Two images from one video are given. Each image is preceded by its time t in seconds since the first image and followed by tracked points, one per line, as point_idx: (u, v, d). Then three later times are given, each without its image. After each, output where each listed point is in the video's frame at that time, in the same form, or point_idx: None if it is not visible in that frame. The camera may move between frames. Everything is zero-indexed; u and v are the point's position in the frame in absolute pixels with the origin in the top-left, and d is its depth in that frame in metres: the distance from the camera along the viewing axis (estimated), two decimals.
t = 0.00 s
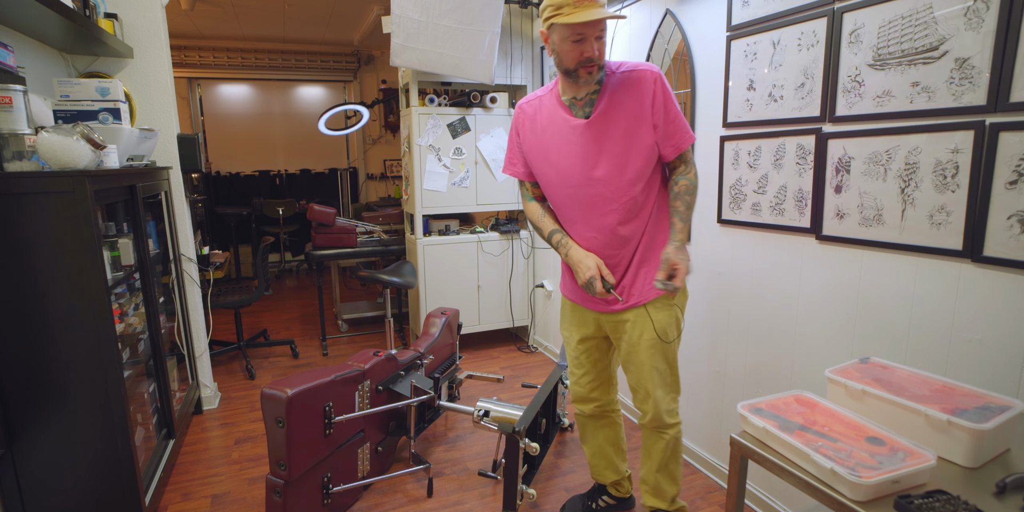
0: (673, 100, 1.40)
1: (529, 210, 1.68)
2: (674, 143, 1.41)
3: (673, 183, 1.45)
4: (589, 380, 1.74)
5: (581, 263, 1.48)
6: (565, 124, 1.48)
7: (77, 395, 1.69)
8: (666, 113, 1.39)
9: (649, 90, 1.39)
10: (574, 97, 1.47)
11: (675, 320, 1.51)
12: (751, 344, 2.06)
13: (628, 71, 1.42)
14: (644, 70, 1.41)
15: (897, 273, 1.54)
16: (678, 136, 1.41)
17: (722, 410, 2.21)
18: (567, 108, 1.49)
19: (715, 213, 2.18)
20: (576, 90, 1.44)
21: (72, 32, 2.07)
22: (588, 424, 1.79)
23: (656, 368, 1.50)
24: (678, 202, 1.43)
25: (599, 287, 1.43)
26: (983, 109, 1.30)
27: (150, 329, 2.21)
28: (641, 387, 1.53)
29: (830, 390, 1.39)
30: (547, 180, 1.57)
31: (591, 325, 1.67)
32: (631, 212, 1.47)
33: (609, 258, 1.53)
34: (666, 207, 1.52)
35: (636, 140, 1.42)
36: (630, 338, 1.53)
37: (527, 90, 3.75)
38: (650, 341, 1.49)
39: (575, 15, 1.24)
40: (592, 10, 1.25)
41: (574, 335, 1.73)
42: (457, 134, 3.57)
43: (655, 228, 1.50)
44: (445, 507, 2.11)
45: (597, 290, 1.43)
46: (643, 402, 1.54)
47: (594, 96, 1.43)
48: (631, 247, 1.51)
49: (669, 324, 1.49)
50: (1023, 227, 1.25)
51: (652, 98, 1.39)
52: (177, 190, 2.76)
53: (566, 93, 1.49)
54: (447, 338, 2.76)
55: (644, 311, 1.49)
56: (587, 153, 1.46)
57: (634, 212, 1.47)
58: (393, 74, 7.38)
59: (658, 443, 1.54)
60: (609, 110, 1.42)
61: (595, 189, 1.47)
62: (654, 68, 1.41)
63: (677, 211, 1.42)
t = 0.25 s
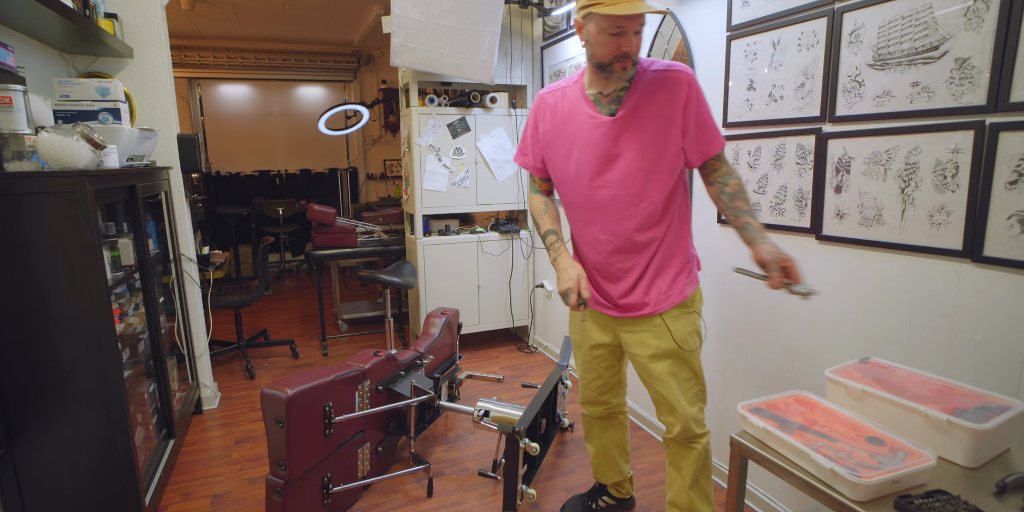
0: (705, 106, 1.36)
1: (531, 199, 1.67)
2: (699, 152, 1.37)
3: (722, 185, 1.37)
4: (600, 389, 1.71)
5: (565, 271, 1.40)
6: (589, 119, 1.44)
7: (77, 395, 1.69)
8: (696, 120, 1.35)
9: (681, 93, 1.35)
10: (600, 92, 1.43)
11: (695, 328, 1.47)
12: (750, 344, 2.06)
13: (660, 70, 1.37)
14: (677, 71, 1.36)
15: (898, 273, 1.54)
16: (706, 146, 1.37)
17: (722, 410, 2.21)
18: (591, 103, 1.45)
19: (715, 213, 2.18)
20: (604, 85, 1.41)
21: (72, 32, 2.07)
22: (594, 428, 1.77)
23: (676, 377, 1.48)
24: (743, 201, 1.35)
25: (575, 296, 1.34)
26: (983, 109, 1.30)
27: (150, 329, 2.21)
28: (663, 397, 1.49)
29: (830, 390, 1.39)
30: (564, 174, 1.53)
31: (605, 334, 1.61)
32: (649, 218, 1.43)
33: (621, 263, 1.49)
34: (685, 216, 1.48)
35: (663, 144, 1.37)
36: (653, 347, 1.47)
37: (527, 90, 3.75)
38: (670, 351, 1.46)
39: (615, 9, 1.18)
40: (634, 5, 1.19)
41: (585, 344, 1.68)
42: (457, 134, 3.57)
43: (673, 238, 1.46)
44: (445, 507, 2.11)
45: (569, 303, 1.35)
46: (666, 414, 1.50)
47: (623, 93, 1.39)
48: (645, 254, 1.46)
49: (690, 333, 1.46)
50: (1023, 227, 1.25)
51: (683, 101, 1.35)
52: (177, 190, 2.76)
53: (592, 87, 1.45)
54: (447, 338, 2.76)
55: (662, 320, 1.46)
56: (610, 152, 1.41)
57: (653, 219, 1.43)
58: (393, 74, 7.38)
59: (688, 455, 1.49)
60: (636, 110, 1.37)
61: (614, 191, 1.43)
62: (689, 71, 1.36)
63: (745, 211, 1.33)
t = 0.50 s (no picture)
0: (768, 116, 1.28)
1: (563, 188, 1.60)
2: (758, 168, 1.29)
3: (796, 202, 1.25)
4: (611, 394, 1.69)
5: (575, 272, 1.36)
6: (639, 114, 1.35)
7: (77, 394, 1.69)
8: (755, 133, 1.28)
9: (743, 102, 1.28)
10: (655, 86, 1.35)
11: (719, 346, 1.43)
12: (750, 344, 2.06)
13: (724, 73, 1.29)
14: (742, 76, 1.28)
15: (898, 273, 1.54)
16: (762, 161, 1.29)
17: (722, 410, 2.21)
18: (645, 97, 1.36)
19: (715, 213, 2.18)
20: (662, 79, 1.32)
21: (72, 32, 2.08)
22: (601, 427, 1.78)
23: (696, 397, 1.43)
24: (824, 220, 1.22)
25: (576, 298, 1.29)
26: (983, 109, 1.30)
27: (150, 329, 2.21)
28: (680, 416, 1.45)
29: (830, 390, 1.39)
30: (606, 168, 1.45)
31: (624, 343, 1.57)
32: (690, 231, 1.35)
33: (652, 275, 1.41)
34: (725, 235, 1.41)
35: (717, 153, 1.30)
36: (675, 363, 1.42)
37: (527, 90, 3.75)
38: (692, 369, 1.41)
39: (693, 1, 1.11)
40: None
41: (602, 351, 1.64)
42: (457, 134, 3.57)
43: (711, 251, 1.40)
44: (445, 507, 2.11)
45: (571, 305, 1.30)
46: (678, 431, 1.47)
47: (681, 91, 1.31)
48: (680, 268, 1.39)
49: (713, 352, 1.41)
50: (1023, 227, 1.25)
51: (744, 110, 1.28)
52: (177, 190, 2.76)
53: (648, 80, 1.36)
54: (447, 338, 2.76)
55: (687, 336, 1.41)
56: (658, 152, 1.33)
57: (693, 230, 1.35)
58: (393, 74, 7.38)
59: (696, 475, 1.47)
60: (693, 111, 1.29)
61: (656, 195, 1.34)
62: (755, 77, 1.28)
63: (830, 230, 1.20)
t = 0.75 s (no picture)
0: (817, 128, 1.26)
1: (602, 198, 1.19)
2: (802, 183, 1.27)
3: (836, 227, 1.25)
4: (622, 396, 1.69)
5: (682, 282, 0.91)
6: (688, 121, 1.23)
7: (77, 394, 1.69)
8: (801, 145, 1.26)
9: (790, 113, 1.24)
10: (701, 90, 1.23)
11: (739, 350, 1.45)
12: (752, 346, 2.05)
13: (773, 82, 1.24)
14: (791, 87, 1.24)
15: (897, 273, 1.54)
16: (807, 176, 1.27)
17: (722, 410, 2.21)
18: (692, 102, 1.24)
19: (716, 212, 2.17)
20: (711, 82, 1.20)
21: (72, 33, 2.08)
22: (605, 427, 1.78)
23: (719, 402, 1.43)
24: (862, 253, 1.21)
25: (708, 314, 0.84)
26: (982, 109, 1.30)
27: (150, 329, 2.21)
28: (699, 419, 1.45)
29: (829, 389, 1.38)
30: (645, 174, 1.31)
31: (640, 345, 1.57)
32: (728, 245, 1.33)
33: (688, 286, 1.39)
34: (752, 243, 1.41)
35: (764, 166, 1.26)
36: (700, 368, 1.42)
37: (527, 90, 3.75)
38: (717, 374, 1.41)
39: None
40: None
41: (616, 354, 1.63)
42: (457, 134, 3.57)
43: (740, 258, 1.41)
44: (445, 507, 2.11)
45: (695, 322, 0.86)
46: (693, 433, 1.48)
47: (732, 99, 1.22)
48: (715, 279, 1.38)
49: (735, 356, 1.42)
50: (1023, 227, 1.25)
51: (793, 123, 1.25)
52: (177, 190, 2.76)
53: (694, 81, 1.23)
54: (447, 338, 2.76)
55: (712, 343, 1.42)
56: (709, 164, 1.24)
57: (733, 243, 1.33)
58: (393, 74, 7.38)
59: (706, 476, 1.49)
60: (745, 122, 1.23)
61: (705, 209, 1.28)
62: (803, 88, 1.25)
63: (867, 265, 1.19)
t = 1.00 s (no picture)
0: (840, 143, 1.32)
1: (699, 214, 1.09)
2: (824, 193, 1.33)
3: (843, 238, 1.32)
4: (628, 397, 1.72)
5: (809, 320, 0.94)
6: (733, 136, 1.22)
7: (76, 394, 1.69)
8: (828, 159, 1.32)
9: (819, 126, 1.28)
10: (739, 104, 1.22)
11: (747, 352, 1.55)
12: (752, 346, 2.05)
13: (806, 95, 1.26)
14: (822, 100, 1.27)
15: (896, 273, 1.55)
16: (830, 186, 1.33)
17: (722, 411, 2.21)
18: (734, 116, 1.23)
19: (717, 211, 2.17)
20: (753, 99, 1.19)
21: (72, 33, 2.08)
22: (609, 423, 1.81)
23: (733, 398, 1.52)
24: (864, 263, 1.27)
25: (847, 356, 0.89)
26: (983, 109, 1.30)
27: (150, 329, 2.21)
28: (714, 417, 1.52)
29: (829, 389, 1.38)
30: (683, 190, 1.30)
31: (651, 347, 1.62)
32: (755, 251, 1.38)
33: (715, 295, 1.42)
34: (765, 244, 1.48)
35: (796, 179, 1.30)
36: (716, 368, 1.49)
37: (527, 91, 3.75)
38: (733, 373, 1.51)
39: (783, 19, 0.95)
40: (807, 12, 0.95)
41: (625, 356, 1.67)
42: (457, 134, 3.57)
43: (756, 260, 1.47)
44: (445, 507, 2.11)
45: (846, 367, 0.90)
46: (705, 430, 1.53)
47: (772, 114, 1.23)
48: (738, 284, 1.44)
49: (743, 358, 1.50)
50: (1023, 227, 1.25)
51: (822, 138, 1.29)
52: (177, 190, 2.76)
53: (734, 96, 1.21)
54: (447, 338, 2.76)
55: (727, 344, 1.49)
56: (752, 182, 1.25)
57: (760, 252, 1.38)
58: (393, 74, 7.38)
59: (713, 472, 1.51)
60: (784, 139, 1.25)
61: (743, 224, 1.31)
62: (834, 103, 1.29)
63: (868, 274, 1.25)
